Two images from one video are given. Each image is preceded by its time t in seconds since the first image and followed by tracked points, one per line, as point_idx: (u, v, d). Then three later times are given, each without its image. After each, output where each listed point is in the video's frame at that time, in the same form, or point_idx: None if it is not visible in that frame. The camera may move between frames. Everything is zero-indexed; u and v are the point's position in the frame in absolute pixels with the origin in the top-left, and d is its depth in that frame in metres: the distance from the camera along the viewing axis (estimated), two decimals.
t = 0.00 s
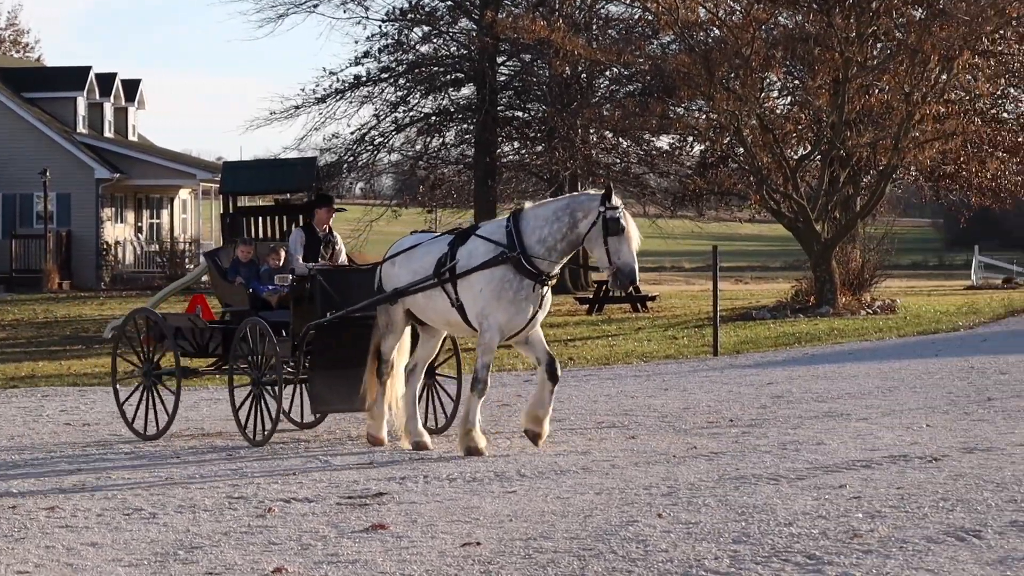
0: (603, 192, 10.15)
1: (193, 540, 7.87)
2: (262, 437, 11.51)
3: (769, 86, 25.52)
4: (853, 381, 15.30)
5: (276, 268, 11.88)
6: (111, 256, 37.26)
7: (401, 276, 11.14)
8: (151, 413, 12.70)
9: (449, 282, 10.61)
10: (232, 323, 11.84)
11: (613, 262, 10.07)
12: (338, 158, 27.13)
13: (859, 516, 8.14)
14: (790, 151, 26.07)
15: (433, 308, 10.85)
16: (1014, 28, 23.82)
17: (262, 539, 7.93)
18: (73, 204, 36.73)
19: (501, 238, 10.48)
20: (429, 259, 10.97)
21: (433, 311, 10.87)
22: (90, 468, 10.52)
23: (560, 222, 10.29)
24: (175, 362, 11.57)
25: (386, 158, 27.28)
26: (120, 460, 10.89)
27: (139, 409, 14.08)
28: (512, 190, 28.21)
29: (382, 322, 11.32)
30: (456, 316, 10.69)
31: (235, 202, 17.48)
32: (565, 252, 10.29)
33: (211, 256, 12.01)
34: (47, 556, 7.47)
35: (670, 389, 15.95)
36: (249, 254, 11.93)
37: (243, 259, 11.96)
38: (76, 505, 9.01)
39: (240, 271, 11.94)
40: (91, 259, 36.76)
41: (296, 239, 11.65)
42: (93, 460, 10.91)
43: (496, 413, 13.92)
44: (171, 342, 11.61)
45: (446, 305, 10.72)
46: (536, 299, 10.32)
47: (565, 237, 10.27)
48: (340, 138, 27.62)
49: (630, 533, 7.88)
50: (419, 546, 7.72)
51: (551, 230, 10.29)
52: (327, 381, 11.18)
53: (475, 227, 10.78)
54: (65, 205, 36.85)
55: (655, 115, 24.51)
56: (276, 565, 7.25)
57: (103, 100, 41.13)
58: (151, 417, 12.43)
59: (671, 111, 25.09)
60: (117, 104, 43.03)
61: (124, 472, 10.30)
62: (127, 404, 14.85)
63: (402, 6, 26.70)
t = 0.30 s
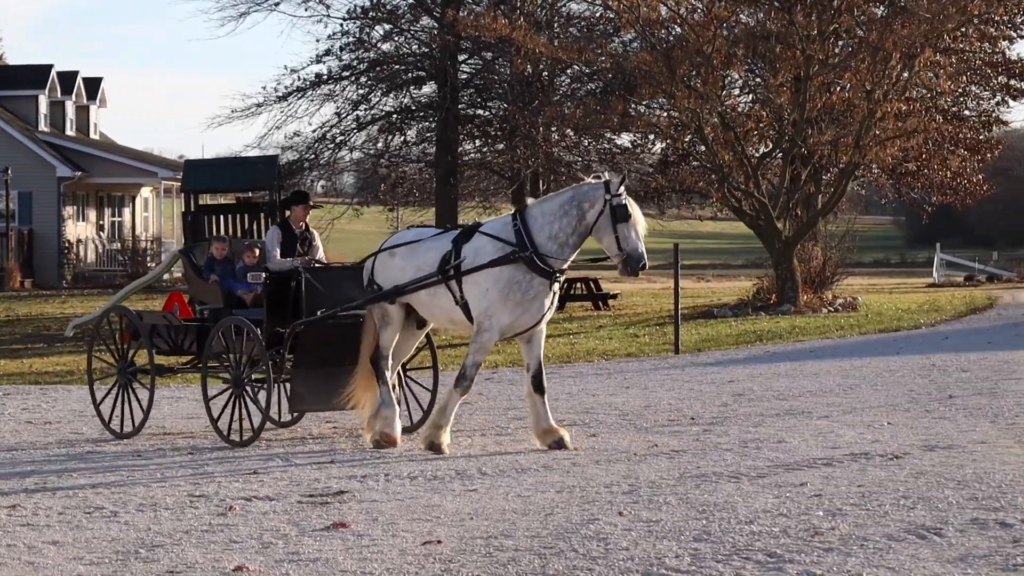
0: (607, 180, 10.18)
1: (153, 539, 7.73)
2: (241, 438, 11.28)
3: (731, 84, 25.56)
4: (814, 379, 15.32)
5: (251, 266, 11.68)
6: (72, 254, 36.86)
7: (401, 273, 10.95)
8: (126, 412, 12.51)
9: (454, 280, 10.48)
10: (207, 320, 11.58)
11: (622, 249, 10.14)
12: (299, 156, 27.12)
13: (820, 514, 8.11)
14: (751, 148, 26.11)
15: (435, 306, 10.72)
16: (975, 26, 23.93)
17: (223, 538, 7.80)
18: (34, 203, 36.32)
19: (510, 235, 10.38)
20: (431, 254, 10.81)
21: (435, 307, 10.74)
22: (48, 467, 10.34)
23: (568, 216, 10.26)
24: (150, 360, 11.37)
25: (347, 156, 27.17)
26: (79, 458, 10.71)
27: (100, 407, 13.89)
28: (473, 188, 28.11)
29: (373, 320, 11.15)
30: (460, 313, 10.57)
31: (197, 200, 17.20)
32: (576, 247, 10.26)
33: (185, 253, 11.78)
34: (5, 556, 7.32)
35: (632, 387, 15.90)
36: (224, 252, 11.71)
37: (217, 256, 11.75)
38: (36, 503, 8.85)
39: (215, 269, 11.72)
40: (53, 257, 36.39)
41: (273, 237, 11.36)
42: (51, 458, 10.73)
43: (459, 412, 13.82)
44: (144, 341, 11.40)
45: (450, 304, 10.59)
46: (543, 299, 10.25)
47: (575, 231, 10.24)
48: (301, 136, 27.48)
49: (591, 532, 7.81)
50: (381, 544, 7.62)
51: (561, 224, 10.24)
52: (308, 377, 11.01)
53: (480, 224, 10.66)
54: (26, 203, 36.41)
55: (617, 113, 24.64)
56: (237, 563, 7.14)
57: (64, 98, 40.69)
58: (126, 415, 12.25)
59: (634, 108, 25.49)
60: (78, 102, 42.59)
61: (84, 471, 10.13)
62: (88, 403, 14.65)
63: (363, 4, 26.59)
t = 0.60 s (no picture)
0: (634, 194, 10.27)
1: (116, 539, 7.61)
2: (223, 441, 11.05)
3: (695, 83, 25.56)
4: (778, 378, 15.32)
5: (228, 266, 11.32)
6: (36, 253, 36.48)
7: (402, 270, 10.87)
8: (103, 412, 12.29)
9: (461, 277, 10.46)
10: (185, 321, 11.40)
11: (633, 265, 10.27)
12: (263, 155, 26.97)
13: (783, 513, 8.07)
14: (716, 148, 26.11)
15: (440, 304, 10.69)
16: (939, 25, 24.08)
17: (186, 538, 7.68)
18: None
19: (520, 234, 10.40)
20: (436, 253, 10.76)
21: (443, 306, 10.70)
22: (9, 467, 10.17)
23: (586, 219, 10.34)
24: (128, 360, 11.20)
25: (311, 155, 27.05)
26: (41, 458, 10.54)
27: (64, 408, 13.71)
28: (437, 187, 28.00)
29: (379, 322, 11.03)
30: (471, 310, 10.57)
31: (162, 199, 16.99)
32: (588, 251, 10.35)
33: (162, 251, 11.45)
34: None
35: (595, 386, 15.85)
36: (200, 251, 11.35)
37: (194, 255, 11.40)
38: None
39: (193, 267, 11.39)
40: (15, 257, 36.03)
41: (251, 236, 10.98)
42: (13, 458, 10.56)
43: (423, 412, 13.72)
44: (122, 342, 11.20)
45: (459, 301, 10.58)
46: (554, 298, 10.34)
47: (591, 235, 10.33)
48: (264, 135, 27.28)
49: (554, 531, 7.74)
50: (343, 544, 7.52)
51: (579, 228, 10.31)
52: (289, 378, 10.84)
53: (485, 222, 10.67)
54: None
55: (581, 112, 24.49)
56: (200, 563, 7.03)
57: (28, 98, 40.30)
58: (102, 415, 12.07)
59: (597, 107, 25.33)
60: (41, 100, 42.19)
61: (46, 471, 9.97)
62: (51, 403, 14.45)
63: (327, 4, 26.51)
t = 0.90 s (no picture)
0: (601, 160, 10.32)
1: (70, 539, 7.47)
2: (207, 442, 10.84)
3: (650, 83, 25.54)
4: (733, 377, 15.31)
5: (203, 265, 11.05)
6: None
7: (402, 265, 10.78)
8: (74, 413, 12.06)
9: (467, 272, 10.41)
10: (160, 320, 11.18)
11: (628, 228, 10.26)
12: (218, 155, 26.56)
13: (738, 513, 8.03)
14: (671, 148, 26.11)
15: (443, 300, 10.61)
16: (894, 25, 24.23)
17: (140, 538, 7.55)
18: None
19: (523, 228, 10.39)
20: (436, 247, 10.70)
21: (446, 301, 10.62)
22: None
23: (571, 204, 10.37)
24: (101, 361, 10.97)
25: (267, 155, 26.83)
26: None
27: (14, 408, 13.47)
28: (393, 187, 27.83)
29: (366, 316, 10.92)
30: (473, 305, 10.50)
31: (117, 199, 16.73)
32: (584, 234, 10.38)
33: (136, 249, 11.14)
34: None
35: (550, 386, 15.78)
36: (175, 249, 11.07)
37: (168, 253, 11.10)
38: None
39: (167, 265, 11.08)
40: None
41: (223, 234, 10.74)
42: None
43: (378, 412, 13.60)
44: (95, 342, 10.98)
45: (461, 297, 10.52)
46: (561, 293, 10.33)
47: (579, 218, 10.35)
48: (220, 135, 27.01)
49: (509, 531, 7.66)
50: (298, 544, 7.40)
51: (565, 213, 10.33)
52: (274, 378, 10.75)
53: (485, 218, 10.64)
54: None
55: (536, 112, 24.41)
56: (155, 563, 6.91)
57: None
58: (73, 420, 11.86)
59: (552, 107, 25.09)
60: None
61: None
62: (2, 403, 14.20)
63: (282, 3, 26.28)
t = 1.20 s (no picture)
0: (629, 170, 10.42)
1: (27, 540, 7.35)
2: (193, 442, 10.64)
3: (610, 83, 25.55)
4: (692, 378, 15.30)
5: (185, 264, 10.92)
6: None
7: (406, 261, 10.71)
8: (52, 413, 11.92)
9: (473, 267, 10.40)
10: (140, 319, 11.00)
11: (640, 243, 10.44)
12: (178, 155, 26.36)
13: (698, 514, 8.01)
14: (631, 148, 26.11)
15: (447, 295, 10.57)
16: (855, 26, 24.35)
17: (99, 538, 7.43)
18: None
19: (529, 224, 10.50)
20: (441, 242, 10.66)
21: (448, 296, 10.58)
22: None
23: (586, 207, 10.49)
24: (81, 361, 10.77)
25: (227, 155, 26.59)
26: None
27: None
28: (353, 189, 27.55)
29: (359, 315, 10.79)
30: (477, 300, 10.48)
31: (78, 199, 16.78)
32: (594, 238, 10.52)
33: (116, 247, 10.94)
34: None
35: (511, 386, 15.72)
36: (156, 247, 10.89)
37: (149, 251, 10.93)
38: None
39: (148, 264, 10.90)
40: None
41: (202, 234, 10.72)
42: None
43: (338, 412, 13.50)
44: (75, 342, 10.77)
45: (465, 292, 10.49)
46: (564, 289, 10.41)
47: (593, 221, 10.48)
48: (179, 135, 26.77)
49: (469, 531, 7.60)
50: (258, 544, 7.31)
51: (580, 215, 10.45)
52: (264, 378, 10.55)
53: (488, 214, 10.67)
54: None
55: (496, 112, 24.35)
56: (115, 563, 6.82)
57: None
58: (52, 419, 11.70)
59: (512, 107, 25.05)
60: None
61: None
62: None
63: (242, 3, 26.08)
